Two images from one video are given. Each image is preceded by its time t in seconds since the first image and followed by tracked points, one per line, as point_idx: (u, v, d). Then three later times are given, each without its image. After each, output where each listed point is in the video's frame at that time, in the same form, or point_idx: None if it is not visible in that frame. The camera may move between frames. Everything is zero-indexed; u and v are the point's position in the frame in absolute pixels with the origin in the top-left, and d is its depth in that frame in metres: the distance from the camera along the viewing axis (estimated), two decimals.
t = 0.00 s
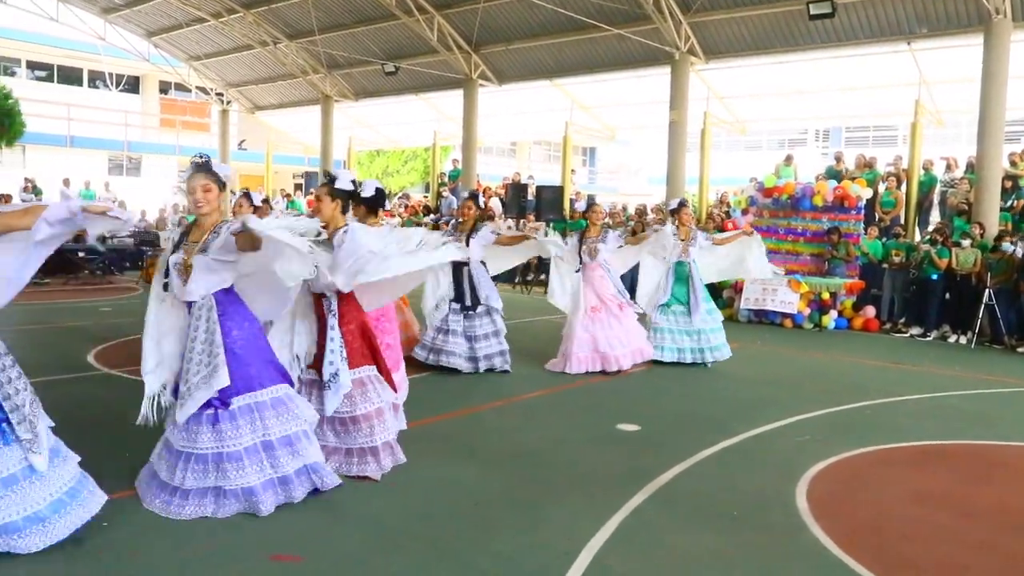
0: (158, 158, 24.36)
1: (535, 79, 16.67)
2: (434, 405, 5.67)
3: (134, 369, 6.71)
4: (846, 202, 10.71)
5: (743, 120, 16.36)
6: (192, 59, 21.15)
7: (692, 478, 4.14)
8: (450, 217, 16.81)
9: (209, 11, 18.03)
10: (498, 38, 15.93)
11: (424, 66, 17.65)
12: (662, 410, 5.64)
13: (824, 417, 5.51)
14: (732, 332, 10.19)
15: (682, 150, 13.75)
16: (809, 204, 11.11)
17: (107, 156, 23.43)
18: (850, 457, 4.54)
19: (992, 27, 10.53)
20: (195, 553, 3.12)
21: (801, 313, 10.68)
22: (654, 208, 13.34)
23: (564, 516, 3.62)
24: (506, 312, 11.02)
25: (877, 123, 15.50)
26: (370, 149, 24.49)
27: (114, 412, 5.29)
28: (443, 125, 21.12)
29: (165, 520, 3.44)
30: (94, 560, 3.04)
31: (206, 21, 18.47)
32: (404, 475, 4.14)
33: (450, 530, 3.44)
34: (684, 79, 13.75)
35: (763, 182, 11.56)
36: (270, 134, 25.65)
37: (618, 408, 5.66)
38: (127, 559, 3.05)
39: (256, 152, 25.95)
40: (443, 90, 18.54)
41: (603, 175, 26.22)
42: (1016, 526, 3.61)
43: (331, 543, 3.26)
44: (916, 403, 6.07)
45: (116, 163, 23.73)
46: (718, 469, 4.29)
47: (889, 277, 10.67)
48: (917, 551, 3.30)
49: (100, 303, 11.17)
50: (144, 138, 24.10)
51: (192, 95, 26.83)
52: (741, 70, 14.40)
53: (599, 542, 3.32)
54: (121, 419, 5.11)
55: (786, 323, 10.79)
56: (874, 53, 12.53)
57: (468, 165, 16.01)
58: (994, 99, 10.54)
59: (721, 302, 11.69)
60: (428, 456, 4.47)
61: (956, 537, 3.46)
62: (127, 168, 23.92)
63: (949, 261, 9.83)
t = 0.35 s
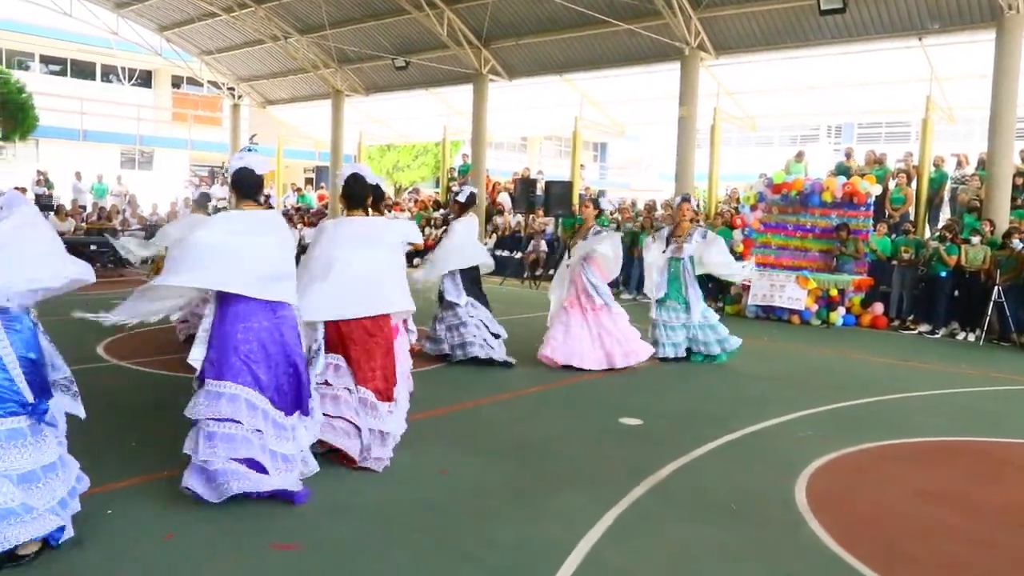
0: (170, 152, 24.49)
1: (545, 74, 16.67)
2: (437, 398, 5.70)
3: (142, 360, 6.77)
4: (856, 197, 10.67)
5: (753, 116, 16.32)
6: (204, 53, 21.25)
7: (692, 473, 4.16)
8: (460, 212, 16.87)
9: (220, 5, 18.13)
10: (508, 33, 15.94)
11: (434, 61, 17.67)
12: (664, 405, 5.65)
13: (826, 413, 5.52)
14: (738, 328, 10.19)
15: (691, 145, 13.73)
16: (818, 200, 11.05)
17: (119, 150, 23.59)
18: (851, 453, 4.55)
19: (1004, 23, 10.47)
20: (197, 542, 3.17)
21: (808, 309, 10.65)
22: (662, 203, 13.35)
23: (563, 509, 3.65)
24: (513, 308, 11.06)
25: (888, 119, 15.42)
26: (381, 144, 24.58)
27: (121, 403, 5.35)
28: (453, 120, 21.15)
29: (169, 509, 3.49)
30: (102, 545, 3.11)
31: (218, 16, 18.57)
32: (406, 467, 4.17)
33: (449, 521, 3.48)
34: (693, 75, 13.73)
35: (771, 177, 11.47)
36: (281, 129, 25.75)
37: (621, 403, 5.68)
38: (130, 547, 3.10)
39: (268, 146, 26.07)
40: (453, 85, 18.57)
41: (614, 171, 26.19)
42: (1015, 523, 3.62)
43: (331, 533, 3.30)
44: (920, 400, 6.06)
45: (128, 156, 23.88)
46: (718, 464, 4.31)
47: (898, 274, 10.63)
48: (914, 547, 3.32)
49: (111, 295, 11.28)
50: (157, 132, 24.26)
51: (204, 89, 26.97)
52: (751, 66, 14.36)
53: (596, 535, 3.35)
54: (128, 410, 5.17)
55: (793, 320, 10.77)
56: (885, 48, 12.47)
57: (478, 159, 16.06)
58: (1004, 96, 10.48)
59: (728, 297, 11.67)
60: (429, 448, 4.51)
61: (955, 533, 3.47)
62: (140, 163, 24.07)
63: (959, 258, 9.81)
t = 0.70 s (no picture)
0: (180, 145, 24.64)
1: (552, 66, 16.68)
2: (440, 386, 5.78)
3: (150, 350, 6.88)
4: (861, 189, 10.69)
5: (760, 108, 16.31)
6: (213, 46, 21.34)
7: (687, 460, 4.22)
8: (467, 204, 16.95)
9: None
10: (515, 25, 15.96)
11: (441, 53, 17.71)
12: (663, 394, 5.71)
13: (825, 403, 5.56)
14: (742, 319, 10.23)
15: (697, 137, 13.73)
16: (824, 191, 11.08)
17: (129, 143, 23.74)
18: (848, 442, 4.59)
19: (1012, 14, 10.41)
20: (198, 525, 3.25)
21: (813, 301, 10.68)
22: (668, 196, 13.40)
23: (558, 493, 3.72)
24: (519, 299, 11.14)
25: (897, 111, 15.37)
26: (389, 136, 24.67)
27: (129, 390, 5.45)
28: (460, 113, 21.21)
29: (173, 492, 3.58)
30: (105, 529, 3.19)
31: (226, 9, 18.66)
32: (405, 453, 4.24)
33: (445, 506, 3.55)
34: (700, 67, 13.72)
35: (777, 169, 11.49)
36: (289, 121, 25.86)
37: (620, 392, 5.74)
38: (134, 529, 3.19)
39: (277, 138, 26.20)
40: (460, 77, 18.59)
41: (622, 163, 26.19)
42: (1007, 512, 3.66)
43: (328, 516, 3.38)
44: (919, 391, 6.09)
45: (138, 149, 24.03)
46: (714, 452, 4.37)
47: (904, 266, 10.65)
48: (904, 535, 3.37)
49: (121, 286, 11.41)
50: (166, 125, 24.40)
51: (213, 82, 27.05)
52: (758, 57, 14.33)
53: (589, 520, 3.41)
54: (135, 398, 5.27)
55: (798, 311, 10.79)
56: (892, 40, 12.43)
57: (485, 152, 16.13)
58: (1012, 87, 10.44)
59: (733, 288, 11.70)
60: (429, 435, 4.58)
61: (945, 521, 3.51)
62: (150, 155, 24.27)
63: (964, 249, 9.81)
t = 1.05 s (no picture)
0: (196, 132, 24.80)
1: (565, 55, 16.68)
2: (445, 372, 5.87)
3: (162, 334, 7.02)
4: (872, 179, 10.71)
5: (773, 98, 16.25)
6: (228, 34, 21.45)
7: (683, 446, 4.28)
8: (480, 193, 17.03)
9: None
10: (528, 14, 15.96)
11: (454, 42, 17.73)
12: (665, 383, 5.76)
13: (826, 392, 5.60)
14: (749, 309, 10.26)
15: (709, 126, 13.71)
16: (834, 181, 11.10)
17: (145, 130, 23.92)
18: (846, 430, 4.63)
19: None
20: (201, 502, 3.35)
21: (822, 292, 10.69)
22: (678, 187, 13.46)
23: (553, 476, 3.79)
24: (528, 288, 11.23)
25: (913, 101, 15.27)
26: (403, 125, 24.74)
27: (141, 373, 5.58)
28: (474, 101, 21.18)
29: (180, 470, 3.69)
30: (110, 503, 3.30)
31: None
32: (406, 436, 4.34)
33: (441, 487, 3.63)
34: (712, 56, 13.70)
35: (789, 159, 11.57)
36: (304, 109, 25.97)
37: (622, 380, 5.80)
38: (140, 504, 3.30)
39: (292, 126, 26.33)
40: (473, 66, 18.59)
41: (637, 152, 26.13)
42: (998, 499, 3.69)
43: (328, 495, 3.47)
44: (923, 382, 6.11)
45: (154, 136, 24.21)
46: (710, 438, 4.43)
47: (914, 258, 10.65)
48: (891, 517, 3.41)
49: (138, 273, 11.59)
50: (182, 112, 24.58)
51: (229, 70, 27.21)
52: (771, 47, 14.27)
53: (581, 501, 3.48)
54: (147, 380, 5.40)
55: (806, 302, 10.81)
56: (906, 30, 12.36)
57: (497, 141, 16.18)
58: None
59: (742, 279, 11.72)
60: (432, 419, 4.67)
61: (936, 506, 3.55)
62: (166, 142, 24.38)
63: (974, 241, 9.79)
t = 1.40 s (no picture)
0: (210, 120, 24.90)
1: (576, 44, 16.64)
2: (444, 357, 5.94)
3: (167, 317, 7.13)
4: (881, 170, 10.63)
5: (785, 87, 16.18)
6: (242, 22, 21.53)
7: (673, 432, 4.33)
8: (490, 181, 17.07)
9: None
10: (539, 2, 15.92)
11: (466, 30, 17.72)
12: (662, 371, 5.80)
13: (821, 382, 5.62)
14: (754, 298, 10.27)
15: (719, 116, 13.67)
16: (843, 172, 11.03)
17: (160, 117, 24.05)
18: (837, 420, 4.66)
19: None
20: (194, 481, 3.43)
21: (828, 283, 10.67)
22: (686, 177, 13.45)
23: (542, 460, 3.85)
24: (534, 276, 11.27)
25: (928, 92, 15.15)
26: (416, 113, 24.78)
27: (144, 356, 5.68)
28: (485, 89, 21.14)
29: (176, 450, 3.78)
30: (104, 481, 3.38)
31: None
32: (400, 420, 4.40)
33: (430, 470, 3.69)
34: (722, 46, 13.64)
35: (798, 150, 11.50)
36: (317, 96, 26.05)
37: (619, 367, 5.85)
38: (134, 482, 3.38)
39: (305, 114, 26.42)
40: (485, 55, 18.58)
41: (652, 142, 26.06)
42: (984, 489, 3.71)
43: (319, 477, 3.53)
44: (921, 373, 6.12)
45: (168, 123, 24.34)
46: (701, 425, 4.47)
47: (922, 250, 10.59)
48: (875, 506, 3.44)
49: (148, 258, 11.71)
50: (196, 99, 24.72)
51: (243, 57, 27.32)
52: (783, 36, 14.20)
53: (566, 485, 3.53)
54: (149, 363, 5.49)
55: (812, 293, 10.81)
56: (918, 19, 12.26)
57: (508, 129, 16.18)
58: None
59: (749, 269, 11.70)
60: (427, 404, 4.73)
61: (920, 496, 3.57)
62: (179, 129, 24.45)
63: (982, 233, 9.73)
